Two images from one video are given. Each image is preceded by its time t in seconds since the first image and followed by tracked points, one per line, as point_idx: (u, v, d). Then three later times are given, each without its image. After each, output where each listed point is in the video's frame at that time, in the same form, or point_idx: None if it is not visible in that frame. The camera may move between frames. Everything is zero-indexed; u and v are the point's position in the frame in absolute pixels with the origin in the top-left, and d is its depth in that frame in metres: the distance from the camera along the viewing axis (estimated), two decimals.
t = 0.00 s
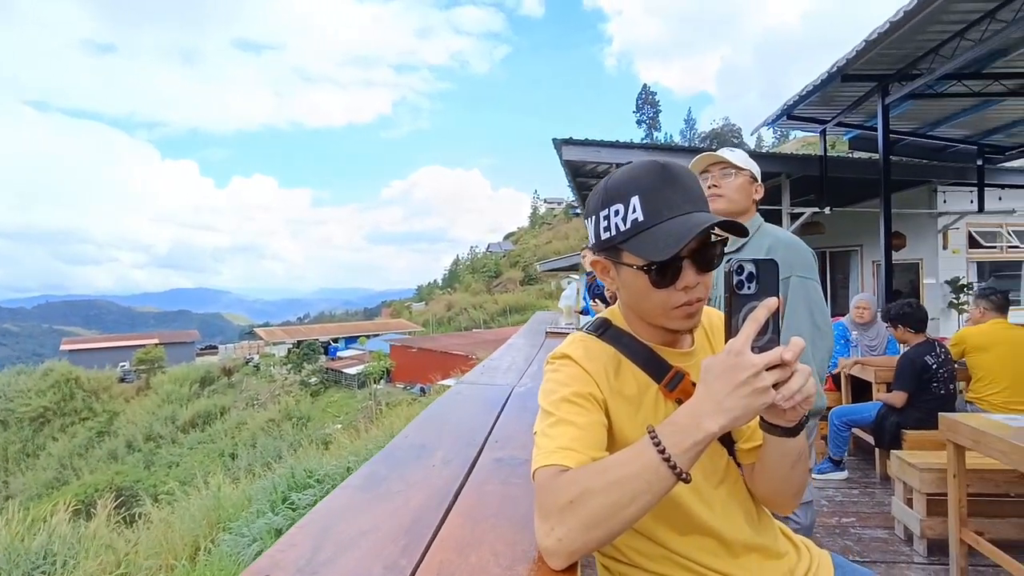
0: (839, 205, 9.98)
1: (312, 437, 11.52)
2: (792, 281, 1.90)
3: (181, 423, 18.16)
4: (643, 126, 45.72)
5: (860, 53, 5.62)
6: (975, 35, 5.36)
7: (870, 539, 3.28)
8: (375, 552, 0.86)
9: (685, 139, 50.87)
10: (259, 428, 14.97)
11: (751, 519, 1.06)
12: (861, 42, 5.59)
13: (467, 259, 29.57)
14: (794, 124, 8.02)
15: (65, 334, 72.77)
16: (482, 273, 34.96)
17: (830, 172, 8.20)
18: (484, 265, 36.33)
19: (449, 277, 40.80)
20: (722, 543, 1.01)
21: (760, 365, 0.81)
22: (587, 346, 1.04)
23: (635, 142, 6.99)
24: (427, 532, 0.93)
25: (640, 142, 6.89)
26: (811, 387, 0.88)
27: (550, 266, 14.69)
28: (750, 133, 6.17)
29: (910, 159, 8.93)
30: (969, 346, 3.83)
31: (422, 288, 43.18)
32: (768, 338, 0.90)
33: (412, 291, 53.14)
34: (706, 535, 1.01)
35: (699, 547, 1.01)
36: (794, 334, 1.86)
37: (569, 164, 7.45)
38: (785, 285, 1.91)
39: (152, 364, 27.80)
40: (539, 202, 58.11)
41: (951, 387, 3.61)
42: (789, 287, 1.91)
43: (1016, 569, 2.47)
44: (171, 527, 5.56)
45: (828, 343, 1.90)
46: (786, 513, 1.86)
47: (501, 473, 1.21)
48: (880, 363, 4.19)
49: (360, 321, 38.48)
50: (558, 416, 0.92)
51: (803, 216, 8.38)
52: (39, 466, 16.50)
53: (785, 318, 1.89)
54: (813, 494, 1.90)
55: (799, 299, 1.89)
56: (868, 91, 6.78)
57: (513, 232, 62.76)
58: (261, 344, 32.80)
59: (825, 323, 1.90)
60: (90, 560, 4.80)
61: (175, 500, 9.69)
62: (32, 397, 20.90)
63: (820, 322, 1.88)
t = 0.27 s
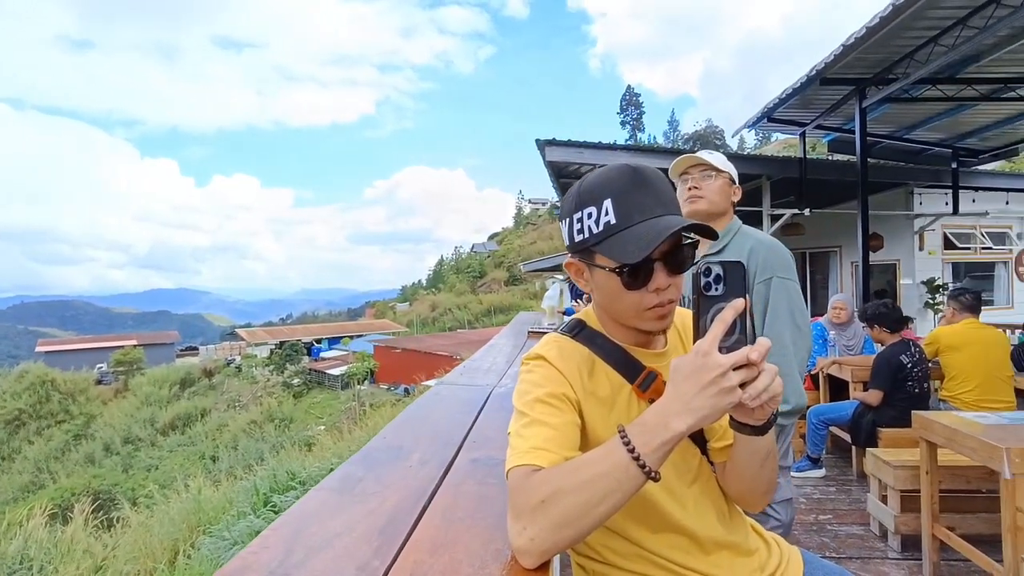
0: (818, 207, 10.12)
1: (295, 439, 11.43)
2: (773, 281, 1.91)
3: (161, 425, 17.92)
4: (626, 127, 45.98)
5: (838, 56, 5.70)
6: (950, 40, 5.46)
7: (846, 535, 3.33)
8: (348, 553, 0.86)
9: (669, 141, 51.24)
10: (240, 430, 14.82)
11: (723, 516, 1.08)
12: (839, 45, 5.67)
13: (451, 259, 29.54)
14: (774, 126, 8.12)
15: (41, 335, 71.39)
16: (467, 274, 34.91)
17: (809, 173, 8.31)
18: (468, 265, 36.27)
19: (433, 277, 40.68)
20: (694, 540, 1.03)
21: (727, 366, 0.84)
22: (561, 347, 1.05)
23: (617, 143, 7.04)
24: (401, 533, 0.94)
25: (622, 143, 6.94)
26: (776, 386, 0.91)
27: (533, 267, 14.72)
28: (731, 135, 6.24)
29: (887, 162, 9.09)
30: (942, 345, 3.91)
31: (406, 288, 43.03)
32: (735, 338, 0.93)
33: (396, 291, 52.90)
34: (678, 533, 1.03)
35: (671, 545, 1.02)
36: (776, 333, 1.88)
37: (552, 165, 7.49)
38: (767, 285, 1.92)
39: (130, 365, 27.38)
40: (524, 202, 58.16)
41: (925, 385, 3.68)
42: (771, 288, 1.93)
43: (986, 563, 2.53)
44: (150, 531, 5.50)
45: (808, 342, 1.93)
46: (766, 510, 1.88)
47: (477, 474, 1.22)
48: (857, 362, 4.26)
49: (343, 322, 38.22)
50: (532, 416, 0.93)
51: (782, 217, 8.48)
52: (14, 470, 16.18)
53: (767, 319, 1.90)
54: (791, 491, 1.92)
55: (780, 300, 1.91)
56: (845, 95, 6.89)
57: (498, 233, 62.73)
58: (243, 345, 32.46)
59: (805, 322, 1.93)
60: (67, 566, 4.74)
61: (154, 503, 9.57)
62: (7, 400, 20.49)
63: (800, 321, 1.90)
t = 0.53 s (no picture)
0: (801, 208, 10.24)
1: (280, 441, 11.33)
2: (760, 281, 1.93)
3: (142, 428, 17.69)
4: (612, 128, 46.09)
5: (820, 59, 5.77)
6: (929, 45, 5.55)
7: (828, 532, 3.37)
8: (326, 554, 0.86)
9: (655, 142, 51.57)
10: (224, 432, 14.66)
11: (701, 514, 1.10)
12: (821, 48, 5.74)
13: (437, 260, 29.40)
14: (757, 128, 8.20)
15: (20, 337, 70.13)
16: (453, 274, 34.84)
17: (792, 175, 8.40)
18: (455, 265, 36.20)
19: (420, 278, 40.55)
20: (672, 539, 1.04)
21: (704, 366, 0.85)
22: (541, 348, 1.06)
23: (602, 144, 7.07)
24: (380, 533, 0.94)
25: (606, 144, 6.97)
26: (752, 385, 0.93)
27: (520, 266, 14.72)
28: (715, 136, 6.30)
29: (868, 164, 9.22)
30: (921, 344, 3.97)
31: (392, 288, 42.81)
32: (711, 339, 0.94)
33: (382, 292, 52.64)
34: (657, 531, 1.04)
35: (650, 543, 1.03)
36: (762, 333, 1.90)
37: (538, 165, 7.50)
38: (753, 285, 1.94)
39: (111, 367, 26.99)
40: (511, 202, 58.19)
41: (903, 384, 3.73)
42: (756, 287, 1.94)
43: (963, 558, 2.57)
44: (131, 535, 5.42)
45: (791, 341, 1.96)
46: (751, 509, 1.90)
47: (458, 474, 1.22)
48: (838, 361, 4.32)
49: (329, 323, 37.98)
50: (511, 416, 0.94)
51: (766, 219, 8.56)
52: None
53: (752, 319, 1.92)
54: (775, 488, 1.94)
55: (766, 300, 1.93)
56: (827, 97, 6.97)
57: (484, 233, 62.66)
58: (227, 346, 32.12)
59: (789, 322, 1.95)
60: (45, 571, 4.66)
61: (136, 507, 9.43)
62: None
63: (785, 321, 1.92)
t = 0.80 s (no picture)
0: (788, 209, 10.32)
1: (267, 442, 11.25)
2: (747, 281, 1.96)
3: (128, 430, 17.49)
4: (602, 128, 46.22)
5: (806, 60, 5.82)
6: (912, 47, 5.62)
7: (812, 530, 3.40)
8: (306, 554, 0.86)
9: (644, 143, 51.76)
10: (210, 433, 14.52)
11: (684, 513, 1.10)
12: (807, 50, 5.79)
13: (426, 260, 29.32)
14: (744, 129, 8.25)
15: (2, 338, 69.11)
16: (442, 274, 34.76)
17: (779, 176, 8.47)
18: (444, 265, 36.13)
19: (409, 278, 40.43)
20: (655, 536, 1.05)
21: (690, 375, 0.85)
22: (528, 345, 1.05)
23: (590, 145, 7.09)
24: (361, 533, 0.94)
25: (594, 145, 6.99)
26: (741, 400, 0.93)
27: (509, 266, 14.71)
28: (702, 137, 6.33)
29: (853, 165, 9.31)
30: (904, 343, 4.01)
31: (381, 288, 42.63)
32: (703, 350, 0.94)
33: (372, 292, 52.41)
34: (639, 528, 1.04)
35: (633, 541, 1.04)
36: (751, 332, 1.91)
37: (526, 165, 7.51)
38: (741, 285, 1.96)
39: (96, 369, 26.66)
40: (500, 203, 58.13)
41: (887, 382, 3.78)
42: (745, 287, 1.96)
43: (944, 555, 2.60)
44: (116, 537, 5.36)
45: (777, 340, 1.99)
46: (739, 506, 1.90)
47: (442, 473, 1.22)
48: (823, 360, 4.36)
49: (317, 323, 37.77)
50: (493, 414, 0.94)
51: (753, 219, 8.62)
52: None
53: (741, 319, 1.94)
54: (762, 485, 1.95)
55: (754, 299, 1.95)
56: (813, 99, 7.03)
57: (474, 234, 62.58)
58: (213, 347, 31.84)
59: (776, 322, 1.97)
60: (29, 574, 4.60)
61: (121, 509, 9.32)
62: None
63: (772, 319, 1.95)
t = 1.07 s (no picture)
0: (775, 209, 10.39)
1: (255, 443, 11.16)
2: (736, 281, 1.94)
3: (113, 431, 17.29)
4: (591, 129, 46.27)
5: (793, 62, 5.86)
6: (896, 50, 5.68)
7: (798, 529, 3.43)
8: (286, 557, 0.85)
9: (633, 143, 51.97)
10: (197, 435, 14.39)
11: (670, 515, 1.10)
12: (794, 52, 5.83)
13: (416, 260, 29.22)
14: (731, 130, 8.30)
15: None
16: (432, 274, 34.67)
17: (766, 176, 8.52)
18: (434, 265, 36.05)
19: (398, 278, 40.30)
20: (640, 536, 1.04)
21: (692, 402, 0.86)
22: (519, 344, 1.04)
23: (579, 145, 7.11)
24: (343, 535, 0.93)
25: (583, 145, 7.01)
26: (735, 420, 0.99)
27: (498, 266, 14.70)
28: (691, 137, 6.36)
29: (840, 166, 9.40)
30: (889, 343, 4.05)
31: (370, 288, 42.45)
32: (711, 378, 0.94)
33: (361, 293, 52.17)
34: (626, 529, 1.04)
35: (618, 542, 1.04)
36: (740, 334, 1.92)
37: (515, 165, 7.52)
38: (730, 285, 1.95)
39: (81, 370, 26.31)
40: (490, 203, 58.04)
41: (870, 381, 3.82)
42: (733, 287, 1.95)
43: (926, 552, 2.63)
44: (101, 540, 5.30)
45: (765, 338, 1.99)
46: (728, 505, 1.90)
47: (425, 475, 1.22)
48: (809, 360, 4.39)
49: (306, 324, 37.54)
50: (481, 414, 0.93)
51: (740, 220, 8.67)
52: None
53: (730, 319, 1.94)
54: (751, 483, 1.96)
55: (744, 300, 1.93)
56: (799, 101, 7.09)
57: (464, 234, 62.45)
58: (201, 347, 31.54)
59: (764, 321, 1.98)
60: None
61: (106, 512, 9.20)
62: None
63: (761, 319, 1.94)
